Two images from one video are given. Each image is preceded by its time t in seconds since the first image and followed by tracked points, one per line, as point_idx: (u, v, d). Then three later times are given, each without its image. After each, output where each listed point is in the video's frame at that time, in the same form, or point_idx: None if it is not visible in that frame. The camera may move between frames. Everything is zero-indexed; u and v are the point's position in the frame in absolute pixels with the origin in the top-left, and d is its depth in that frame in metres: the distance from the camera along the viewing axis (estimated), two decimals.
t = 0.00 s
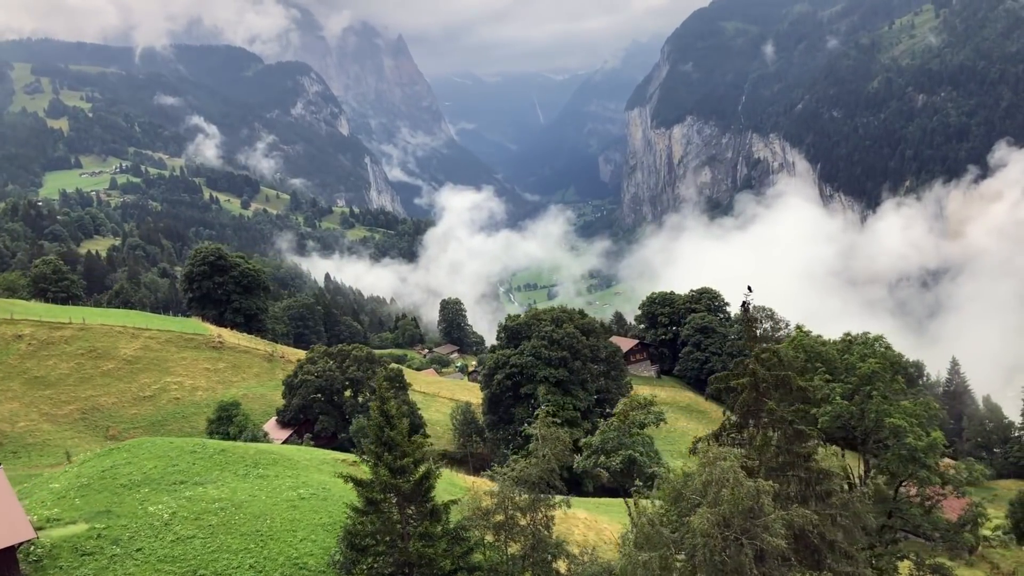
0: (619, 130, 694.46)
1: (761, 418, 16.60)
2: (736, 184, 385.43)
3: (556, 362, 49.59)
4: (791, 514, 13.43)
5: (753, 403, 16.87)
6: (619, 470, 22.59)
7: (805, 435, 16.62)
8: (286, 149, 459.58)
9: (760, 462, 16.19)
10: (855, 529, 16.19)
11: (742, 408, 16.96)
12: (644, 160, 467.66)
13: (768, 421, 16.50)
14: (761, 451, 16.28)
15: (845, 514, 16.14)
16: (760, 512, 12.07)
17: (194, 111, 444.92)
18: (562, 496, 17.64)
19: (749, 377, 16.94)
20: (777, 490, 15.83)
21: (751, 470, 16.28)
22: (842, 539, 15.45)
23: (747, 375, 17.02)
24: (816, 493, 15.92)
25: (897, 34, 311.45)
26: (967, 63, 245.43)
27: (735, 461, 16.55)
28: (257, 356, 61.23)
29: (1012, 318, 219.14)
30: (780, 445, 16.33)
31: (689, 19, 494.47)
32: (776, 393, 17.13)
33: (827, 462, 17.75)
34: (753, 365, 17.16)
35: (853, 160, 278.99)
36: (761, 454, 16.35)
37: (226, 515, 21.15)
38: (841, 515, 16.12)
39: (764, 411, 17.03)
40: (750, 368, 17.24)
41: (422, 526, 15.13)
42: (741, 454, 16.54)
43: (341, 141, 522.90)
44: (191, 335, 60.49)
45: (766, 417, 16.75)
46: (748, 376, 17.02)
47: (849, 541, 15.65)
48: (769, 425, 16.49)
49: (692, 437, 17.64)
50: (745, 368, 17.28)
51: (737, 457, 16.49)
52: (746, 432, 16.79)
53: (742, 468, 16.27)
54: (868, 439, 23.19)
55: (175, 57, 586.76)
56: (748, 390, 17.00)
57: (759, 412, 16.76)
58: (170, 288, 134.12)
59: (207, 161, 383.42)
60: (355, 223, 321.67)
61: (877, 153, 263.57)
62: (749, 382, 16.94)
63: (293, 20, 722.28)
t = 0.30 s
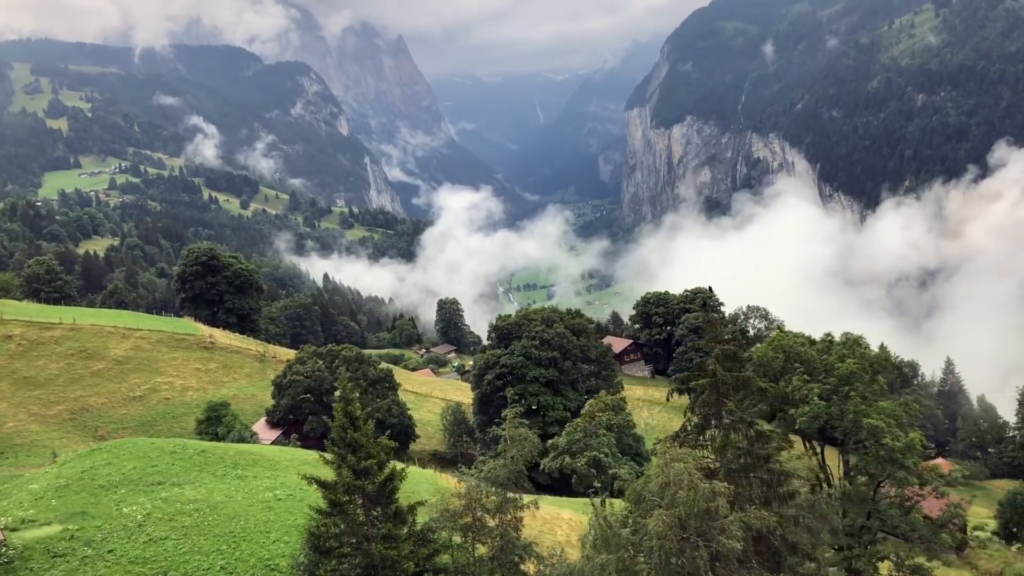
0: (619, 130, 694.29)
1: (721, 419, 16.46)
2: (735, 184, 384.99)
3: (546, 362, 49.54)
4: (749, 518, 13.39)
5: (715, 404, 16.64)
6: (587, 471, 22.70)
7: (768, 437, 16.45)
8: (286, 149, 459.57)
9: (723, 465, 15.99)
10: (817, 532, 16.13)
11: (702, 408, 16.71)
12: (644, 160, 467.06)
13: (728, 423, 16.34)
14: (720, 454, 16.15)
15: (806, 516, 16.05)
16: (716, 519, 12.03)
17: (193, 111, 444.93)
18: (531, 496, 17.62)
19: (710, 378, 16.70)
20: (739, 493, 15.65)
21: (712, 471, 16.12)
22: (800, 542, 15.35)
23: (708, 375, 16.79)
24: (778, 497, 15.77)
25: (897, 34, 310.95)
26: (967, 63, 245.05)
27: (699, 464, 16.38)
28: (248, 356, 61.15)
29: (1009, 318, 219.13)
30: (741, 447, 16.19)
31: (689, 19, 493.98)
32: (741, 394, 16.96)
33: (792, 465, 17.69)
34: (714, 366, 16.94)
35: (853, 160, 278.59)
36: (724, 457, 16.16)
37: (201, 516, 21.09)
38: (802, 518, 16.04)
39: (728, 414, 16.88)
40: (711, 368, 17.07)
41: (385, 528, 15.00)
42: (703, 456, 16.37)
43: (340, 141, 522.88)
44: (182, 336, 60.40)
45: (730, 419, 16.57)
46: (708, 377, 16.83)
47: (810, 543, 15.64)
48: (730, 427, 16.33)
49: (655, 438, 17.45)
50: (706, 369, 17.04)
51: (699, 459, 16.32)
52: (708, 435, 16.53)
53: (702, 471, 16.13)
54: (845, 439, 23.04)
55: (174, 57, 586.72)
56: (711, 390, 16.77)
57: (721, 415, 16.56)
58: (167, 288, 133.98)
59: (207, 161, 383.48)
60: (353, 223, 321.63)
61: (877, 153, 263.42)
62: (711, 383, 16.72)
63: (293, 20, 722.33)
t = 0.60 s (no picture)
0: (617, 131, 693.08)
1: (680, 419, 16.29)
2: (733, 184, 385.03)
3: (535, 363, 49.44)
4: (705, 520, 13.37)
5: (675, 403, 16.48)
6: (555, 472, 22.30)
7: (729, 436, 16.32)
8: (284, 149, 459.65)
9: (683, 464, 15.93)
10: (780, 531, 16.09)
11: (661, 407, 16.54)
12: (642, 160, 466.58)
13: (688, 422, 16.18)
14: (681, 453, 16.06)
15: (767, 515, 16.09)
16: (670, 520, 12.01)
17: (192, 111, 444.60)
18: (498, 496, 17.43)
19: (670, 375, 16.51)
20: (698, 493, 15.61)
21: (670, 471, 16.06)
22: (759, 542, 15.34)
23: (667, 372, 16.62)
24: (737, 497, 15.69)
25: (895, 33, 310.66)
26: (965, 62, 245.25)
27: (660, 465, 16.27)
28: (239, 356, 61.14)
29: (1005, 318, 219.54)
30: (701, 447, 16.07)
31: (687, 19, 493.83)
32: (703, 392, 16.86)
33: (757, 466, 17.58)
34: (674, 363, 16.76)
35: (851, 159, 278.43)
36: (685, 457, 16.06)
37: (173, 518, 20.98)
38: (767, 518, 15.97)
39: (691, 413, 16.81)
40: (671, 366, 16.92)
41: (346, 529, 14.86)
42: (664, 456, 16.23)
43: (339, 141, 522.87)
44: (172, 336, 60.35)
45: (690, 417, 16.52)
46: (668, 374, 16.62)
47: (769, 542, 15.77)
48: (690, 425, 16.18)
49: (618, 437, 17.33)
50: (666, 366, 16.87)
51: (660, 458, 16.25)
52: (669, 434, 16.38)
53: (660, 470, 16.01)
54: (820, 439, 23.06)
55: (172, 57, 585.77)
56: (672, 389, 16.63)
57: (681, 415, 16.42)
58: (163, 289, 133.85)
59: (205, 161, 383.28)
60: (351, 223, 321.70)
61: (875, 153, 263.48)
62: (671, 381, 16.57)
63: (291, 20, 721.63)
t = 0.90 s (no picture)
0: (615, 131, 694.52)
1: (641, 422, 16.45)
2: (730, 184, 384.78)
3: (523, 364, 49.27)
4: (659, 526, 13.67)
5: (634, 403, 16.74)
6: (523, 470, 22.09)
7: (688, 439, 16.48)
8: (281, 150, 459.31)
9: (645, 467, 16.08)
10: (739, 534, 16.30)
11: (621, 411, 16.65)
12: (640, 160, 466.63)
13: (648, 424, 16.32)
14: (642, 458, 16.15)
15: (727, 519, 16.25)
16: (620, 521, 12.32)
17: (188, 111, 444.01)
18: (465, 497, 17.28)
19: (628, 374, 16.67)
20: (656, 495, 15.84)
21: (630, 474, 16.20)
22: (718, 541, 15.69)
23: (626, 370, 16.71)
24: (696, 498, 15.94)
25: (891, 34, 310.54)
26: (962, 63, 245.58)
27: (622, 467, 16.36)
28: (228, 358, 60.91)
29: (999, 320, 220.75)
30: (662, 450, 16.26)
31: (684, 19, 493.91)
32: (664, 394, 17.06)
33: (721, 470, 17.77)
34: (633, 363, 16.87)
35: (848, 160, 278.52)
36: (646, 461, 16.18)
37: (144, 521, 20.85)
38: (726, 522, 16.18)
39: (652, 413, 17.00)
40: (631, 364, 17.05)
41: (306, 535, 14.71)
42: (625, 458, 16.33)
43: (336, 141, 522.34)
44: (160, 338, 60.08)
45: (650, 418, 16.74)
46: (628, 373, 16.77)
47: (729, 545, 15.95)
48: (650, 427, 16.34)
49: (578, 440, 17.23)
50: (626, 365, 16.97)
51: (621, 461, 16.32)
52: (629, 434, 16.53)
53: (617, 472, 16.23)
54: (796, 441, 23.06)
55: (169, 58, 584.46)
56: (633, 390, 16.78)
57: (641, 416, 16.65)
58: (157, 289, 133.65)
59: (201, 162, 382.93)
60: (349, 224, 321.57)
61: (871, 153, 263.28)
62: (632, 382, 16.67)
63: (288, 20, 720.89)
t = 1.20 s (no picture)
0: (612, 132, 695.60)
1: (600, 428, 16.54)
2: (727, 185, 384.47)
3: (511, 364, 49.00)
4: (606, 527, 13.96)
5: (593, 407, 16.73)
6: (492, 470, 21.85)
7: (641, 443, 16.91)
8: (278, 151, 458.97)
9: (602, 470, 16.14)
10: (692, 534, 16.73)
11: (578, 412, 16.63)
12: (637, 161, 466.61)
13: (607, 427, 16.38)
14: (600, 460, 16.22)
15: (682, 522, 16.64)
16: (571, 527, 12.54)
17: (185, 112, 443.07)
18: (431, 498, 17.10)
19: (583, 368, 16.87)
20: (616, 499, 15.92)
21: (590, 474, 16.24)
22: (677, 543, 15.89)
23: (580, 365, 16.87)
24: (655, 501, 16.10)
25: (887, 35, 310.81)
26: (957, 64, 246.36)
27: (579, 468, 16.45)
28: (216, 360, 60.65)
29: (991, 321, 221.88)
30: (624, 453, 16.40)
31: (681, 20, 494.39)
32: (622, 396, 17.19)
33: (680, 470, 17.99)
34: (591, 361, 16.94)
35: (844, 161, 278.38)
36: (606, 460, 16.26)
37: (113, 524, 20.73)
38: (680, 523, 16.53)
39: (614, 413, 17.12)
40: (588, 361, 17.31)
41: (266, 537, 14.52)
42: (585, 460, 16.36)
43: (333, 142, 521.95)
44: (148, 339, 59.79)
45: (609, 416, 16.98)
46: (587, 373, 16.85)
47: (690, 548, 16.12)
48: (609, 431, 16.48)
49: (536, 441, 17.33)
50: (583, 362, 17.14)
51: (580, 461, 16.39)
52: (593, 435, 16.50)
53: (571, 473, 16.38)
54: (772, 442, 22.98)
55: (165, 58, 583.54)
56: (589, 394, 16.91)
57: (599, 415, 16.78)
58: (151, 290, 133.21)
59: (197, 163, 382.00)
60: (345, 224, 321.45)
61: (867, 154, 263.33)
62: (591, 383, 16.85)
63: (285, 21, 719.95)
